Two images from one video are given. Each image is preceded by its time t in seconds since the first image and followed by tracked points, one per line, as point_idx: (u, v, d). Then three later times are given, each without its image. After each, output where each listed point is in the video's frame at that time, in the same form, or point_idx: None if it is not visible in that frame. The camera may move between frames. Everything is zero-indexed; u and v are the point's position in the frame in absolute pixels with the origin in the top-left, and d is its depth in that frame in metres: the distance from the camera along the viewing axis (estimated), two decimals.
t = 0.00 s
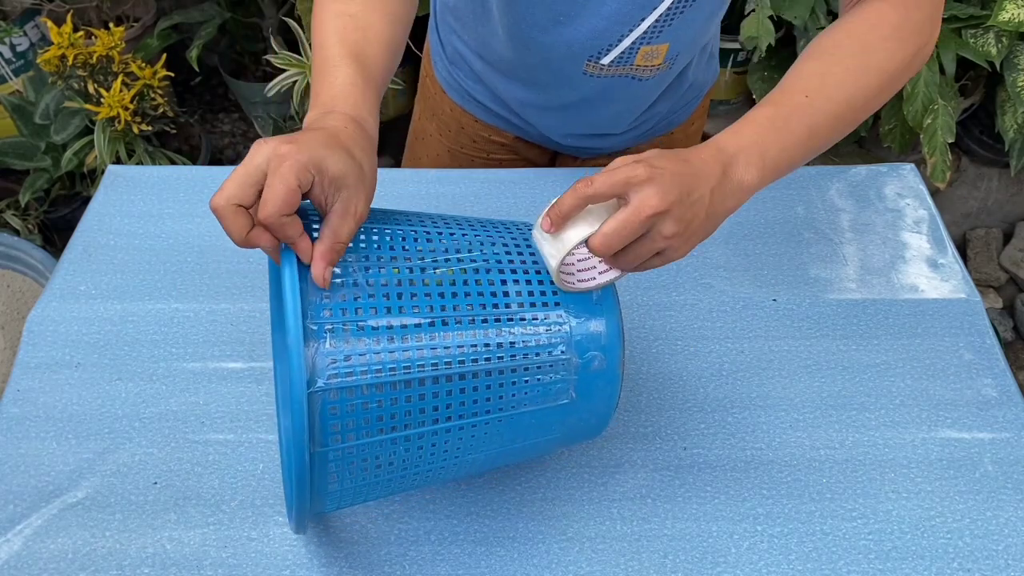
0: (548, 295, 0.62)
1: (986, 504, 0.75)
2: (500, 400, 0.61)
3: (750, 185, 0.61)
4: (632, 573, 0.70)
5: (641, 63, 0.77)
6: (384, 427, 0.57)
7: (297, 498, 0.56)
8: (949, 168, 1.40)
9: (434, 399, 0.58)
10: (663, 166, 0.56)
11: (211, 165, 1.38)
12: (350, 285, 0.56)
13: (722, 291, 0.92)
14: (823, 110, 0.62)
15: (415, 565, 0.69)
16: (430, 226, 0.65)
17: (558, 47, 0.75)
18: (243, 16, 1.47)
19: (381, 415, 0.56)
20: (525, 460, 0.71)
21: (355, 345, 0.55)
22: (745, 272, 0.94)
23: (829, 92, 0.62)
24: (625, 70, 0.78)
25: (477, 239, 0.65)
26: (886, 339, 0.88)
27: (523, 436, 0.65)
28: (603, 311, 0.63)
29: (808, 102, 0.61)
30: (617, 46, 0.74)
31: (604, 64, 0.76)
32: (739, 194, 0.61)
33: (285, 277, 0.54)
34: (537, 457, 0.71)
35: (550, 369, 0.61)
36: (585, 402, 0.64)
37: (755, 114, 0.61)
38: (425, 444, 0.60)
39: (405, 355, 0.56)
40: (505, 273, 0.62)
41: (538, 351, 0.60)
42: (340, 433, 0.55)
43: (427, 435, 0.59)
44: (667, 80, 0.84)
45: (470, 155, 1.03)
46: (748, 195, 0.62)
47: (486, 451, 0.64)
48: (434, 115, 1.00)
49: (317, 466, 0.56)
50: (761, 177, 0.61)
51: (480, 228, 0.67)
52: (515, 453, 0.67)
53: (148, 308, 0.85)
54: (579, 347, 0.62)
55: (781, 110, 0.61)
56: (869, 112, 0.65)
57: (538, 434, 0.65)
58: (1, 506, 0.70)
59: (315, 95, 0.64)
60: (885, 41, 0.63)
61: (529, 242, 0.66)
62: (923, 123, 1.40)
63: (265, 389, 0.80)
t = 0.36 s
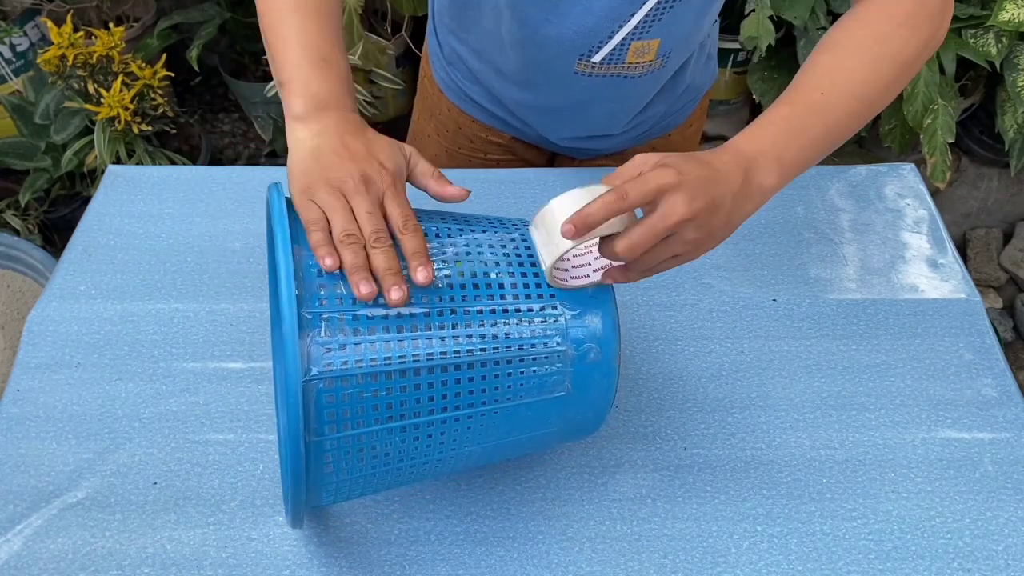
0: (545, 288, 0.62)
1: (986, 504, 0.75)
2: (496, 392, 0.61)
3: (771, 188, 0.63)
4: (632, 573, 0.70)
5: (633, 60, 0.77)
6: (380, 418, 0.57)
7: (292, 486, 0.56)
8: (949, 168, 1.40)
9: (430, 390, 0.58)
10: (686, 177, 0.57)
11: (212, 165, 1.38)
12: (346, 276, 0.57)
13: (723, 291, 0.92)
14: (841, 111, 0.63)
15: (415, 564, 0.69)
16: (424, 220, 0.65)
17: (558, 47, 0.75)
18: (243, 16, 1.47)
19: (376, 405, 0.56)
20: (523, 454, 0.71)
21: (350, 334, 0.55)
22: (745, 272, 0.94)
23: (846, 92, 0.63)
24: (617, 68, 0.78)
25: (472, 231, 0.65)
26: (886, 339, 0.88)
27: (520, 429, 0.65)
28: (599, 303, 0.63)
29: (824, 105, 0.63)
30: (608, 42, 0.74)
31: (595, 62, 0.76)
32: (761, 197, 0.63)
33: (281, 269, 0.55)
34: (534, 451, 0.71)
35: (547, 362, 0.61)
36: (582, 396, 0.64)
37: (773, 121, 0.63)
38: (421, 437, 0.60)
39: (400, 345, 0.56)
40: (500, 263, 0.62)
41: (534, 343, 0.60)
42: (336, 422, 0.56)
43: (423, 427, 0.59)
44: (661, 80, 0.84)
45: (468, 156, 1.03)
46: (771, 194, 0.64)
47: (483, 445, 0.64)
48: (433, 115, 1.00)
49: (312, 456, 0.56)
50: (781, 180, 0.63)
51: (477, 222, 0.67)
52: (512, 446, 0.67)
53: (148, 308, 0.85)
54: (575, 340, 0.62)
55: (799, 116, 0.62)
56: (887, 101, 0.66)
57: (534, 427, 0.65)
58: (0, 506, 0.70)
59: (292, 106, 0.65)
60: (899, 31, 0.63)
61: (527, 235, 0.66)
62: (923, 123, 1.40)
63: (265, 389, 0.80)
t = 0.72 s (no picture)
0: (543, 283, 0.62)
1: (986, 504, 0.75)
2: (496, 387, 0.61)
3: (797, 173, 0.61)
4: (632, 573, 0.70)
5: (625, 53, 0.76)
6: (380, 413, 0.57)
7: (292, 482, 0.56)
8: (949, 168, 1.40)
9: (429, 384, 0.58)
10: (682, 189, 0.62)
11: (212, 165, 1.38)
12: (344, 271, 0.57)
13: (723, 291, 0.92)
14: (866, 86, 0.59)
15: (415, 564, 0.69)
16: (422, 219, 0.65)
17: (557, 47, 0.75)
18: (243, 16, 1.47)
19: (375, 400, 0.56)
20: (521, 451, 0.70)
21: (349, 328, 0.55)
22: (745, 273, 0.94)
23: (871, 66, 0.59)
24: (609, 61, 0.77)
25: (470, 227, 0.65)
26: (886, 339, 0.88)
27: (519, 424, 0.64)
28: (596, 298, 0.63)
29: (847, 81, 0.60)
30: (599, 33, 0.73)
31: (588, 53, 0.76)
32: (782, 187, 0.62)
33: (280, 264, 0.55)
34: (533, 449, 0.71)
35: (546, 356, 0.61)
36: (581, 391, 0.64)
37: (798, 105, 0.62)
38: (420, 431, 0.60)
39: (399, 340, 0.56)
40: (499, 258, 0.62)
41: (533, 337, 0.61)
42: (335, 417, 0.55)
43: (422, 422, 0.59)
44: (656, 79, 0.83)
45: (465, 155, 1.03)
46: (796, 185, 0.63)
47: (482, 440, 0.64)
48: (430, 115, 1.00)
49: (311, 451, 0.56)
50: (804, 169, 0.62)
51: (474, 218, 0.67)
52: (511, 442, 0.66)
53: (148, 308, 0.85)
54: (574, 335, 0.62)
55: (820, 96, 0.61)
56: (934, 73, 0.60)
57: (534, 422, 0.65)
58: (1, 506, 0.70)
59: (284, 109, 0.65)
60: None
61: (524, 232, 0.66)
62: (923, 123, 1.41)
63: (265, 388, 0.80)
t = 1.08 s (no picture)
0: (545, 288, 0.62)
1: (986, 504, 0.75)
2: (495, 392, 0.61)
3: (778, 177, 0.60)
4: (632, 573, 0.70)
5: (621, 49, 0.76)
6: (380, 416, 0.57)
7: (292, 485, 0.56)
8: (949, 168, 1.40)
9: (430, 388, 0.58)
10: (665, 197, 0.62)
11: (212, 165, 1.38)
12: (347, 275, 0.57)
13: (722, 291, 0.92)
14: (847, 89, 0.57)
15: (415, 564, 0.69)
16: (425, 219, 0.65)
17: (557, 46, 0.76)
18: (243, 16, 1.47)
19: (376, 404, 0.56)
20: (522, 453, 0.71)
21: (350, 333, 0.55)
22: (745, 272, 0.94)
23: (853, 68, 0.57)
24: (605, 57, 0.77)
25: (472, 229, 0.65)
26: (886, 339, 0.88)
27: (519, 428, 0.65)
28: (599, 303, 0.63)
29: (828, 84, 0.58)
30: (594, 28, 0.73)
31: (583, 48, 0.76)
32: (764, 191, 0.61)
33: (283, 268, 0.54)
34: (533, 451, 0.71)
35: (546, 362, 0.61)
36: (581, 394, 0.64)
37: (781, 108, 0.60)
38: (420, 434, 0.60)
39: (399, 344, 0.56)
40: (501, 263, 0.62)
41: (533, 342, 0.60)
42: (335, 420, 0.56)
43: (422, 426, 0.60)
44: (653, 77, 0.83)
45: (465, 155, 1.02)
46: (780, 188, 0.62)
47: (481, 444, 0.64)
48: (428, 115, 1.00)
49: (311, 454, 0.56)
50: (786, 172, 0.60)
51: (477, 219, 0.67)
52: (511, 445, 0.67)
53: (148, 308, 0.85)
54: (575, 340, 0.62)
55: (800, 100, 0.59)
56: (922, 73, 0.58)
57: (534, 425, 0.65)
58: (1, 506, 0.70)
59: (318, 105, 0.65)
60: None
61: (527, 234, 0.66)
62: (923, 123, 1.40)
63: (265, 388, 0.80)
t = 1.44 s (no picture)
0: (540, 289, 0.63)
1: (985, 504, 0.75)
2: (486, 391, 0.61)
3: (748, 149, 0.54)
4: (632, 573, 0.70)
5: (626, 45, 0.75)
6: (371, 412, 0.57)
7: (280, 480, 0.55)
8: (949, 168, 1.40)
9: (421, 385, 0.58)
10: (631, 182, 0.57)
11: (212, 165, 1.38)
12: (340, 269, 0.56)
13: (723, 291, 0.92)
14: (836, 60, 0.51)
15: (415, 564, 0.69)
16: (425, 216, 0.65)
17: (557, 46, 0.76)
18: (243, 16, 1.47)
19: (367, 400, 0.56)
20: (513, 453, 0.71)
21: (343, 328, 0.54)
22: (746, 272, 0.94)
23: (844, 35, 0.50)
24: (611, 54, 0.76)
25: (468, 230, 0.65)
26: (886, 339, 0.88)
27: (511, 427, 0.65)
28: (593, 306, 0.63)
29: (816, 48, 0.52)
30: (599, 26, 0.73)
31: (589, 46, 0.75)
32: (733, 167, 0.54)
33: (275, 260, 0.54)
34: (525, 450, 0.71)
35: (540, 363, 0.61)
36: (574, 396, 0.64)
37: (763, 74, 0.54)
38: (411, 431, 0.60)
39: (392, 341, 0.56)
40: (496, 265, 0.63)
41: (527, 342, 0.61)
42: (326, 415, 0.55)
43: (414, 423, 0.59)
44: (658, 77, 0.82)
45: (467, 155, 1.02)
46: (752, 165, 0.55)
47: (473, 442, 0.64)
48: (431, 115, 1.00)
49: (301, 448, 0.56)
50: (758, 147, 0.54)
51: (473, 219, 0.67)
52: (503, 445, 0.67)
53: (148, 308, 0.85)
54: (569, 340, 0.62)
55: (785, 65, 0.53)
56: (924, 51, 0.51)
57: (526, 425, 0.65)
58: (1, 506, 0.70)
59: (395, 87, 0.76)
60: None
61: (524, 236, 0.67)
62: (923, 123, 1.40)
63: (265, 388, 0.80)
